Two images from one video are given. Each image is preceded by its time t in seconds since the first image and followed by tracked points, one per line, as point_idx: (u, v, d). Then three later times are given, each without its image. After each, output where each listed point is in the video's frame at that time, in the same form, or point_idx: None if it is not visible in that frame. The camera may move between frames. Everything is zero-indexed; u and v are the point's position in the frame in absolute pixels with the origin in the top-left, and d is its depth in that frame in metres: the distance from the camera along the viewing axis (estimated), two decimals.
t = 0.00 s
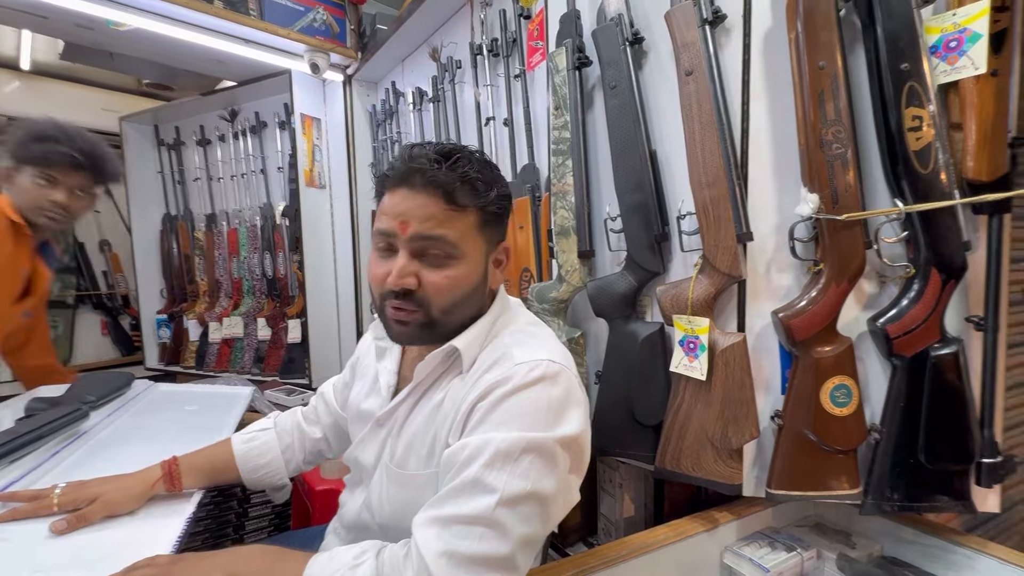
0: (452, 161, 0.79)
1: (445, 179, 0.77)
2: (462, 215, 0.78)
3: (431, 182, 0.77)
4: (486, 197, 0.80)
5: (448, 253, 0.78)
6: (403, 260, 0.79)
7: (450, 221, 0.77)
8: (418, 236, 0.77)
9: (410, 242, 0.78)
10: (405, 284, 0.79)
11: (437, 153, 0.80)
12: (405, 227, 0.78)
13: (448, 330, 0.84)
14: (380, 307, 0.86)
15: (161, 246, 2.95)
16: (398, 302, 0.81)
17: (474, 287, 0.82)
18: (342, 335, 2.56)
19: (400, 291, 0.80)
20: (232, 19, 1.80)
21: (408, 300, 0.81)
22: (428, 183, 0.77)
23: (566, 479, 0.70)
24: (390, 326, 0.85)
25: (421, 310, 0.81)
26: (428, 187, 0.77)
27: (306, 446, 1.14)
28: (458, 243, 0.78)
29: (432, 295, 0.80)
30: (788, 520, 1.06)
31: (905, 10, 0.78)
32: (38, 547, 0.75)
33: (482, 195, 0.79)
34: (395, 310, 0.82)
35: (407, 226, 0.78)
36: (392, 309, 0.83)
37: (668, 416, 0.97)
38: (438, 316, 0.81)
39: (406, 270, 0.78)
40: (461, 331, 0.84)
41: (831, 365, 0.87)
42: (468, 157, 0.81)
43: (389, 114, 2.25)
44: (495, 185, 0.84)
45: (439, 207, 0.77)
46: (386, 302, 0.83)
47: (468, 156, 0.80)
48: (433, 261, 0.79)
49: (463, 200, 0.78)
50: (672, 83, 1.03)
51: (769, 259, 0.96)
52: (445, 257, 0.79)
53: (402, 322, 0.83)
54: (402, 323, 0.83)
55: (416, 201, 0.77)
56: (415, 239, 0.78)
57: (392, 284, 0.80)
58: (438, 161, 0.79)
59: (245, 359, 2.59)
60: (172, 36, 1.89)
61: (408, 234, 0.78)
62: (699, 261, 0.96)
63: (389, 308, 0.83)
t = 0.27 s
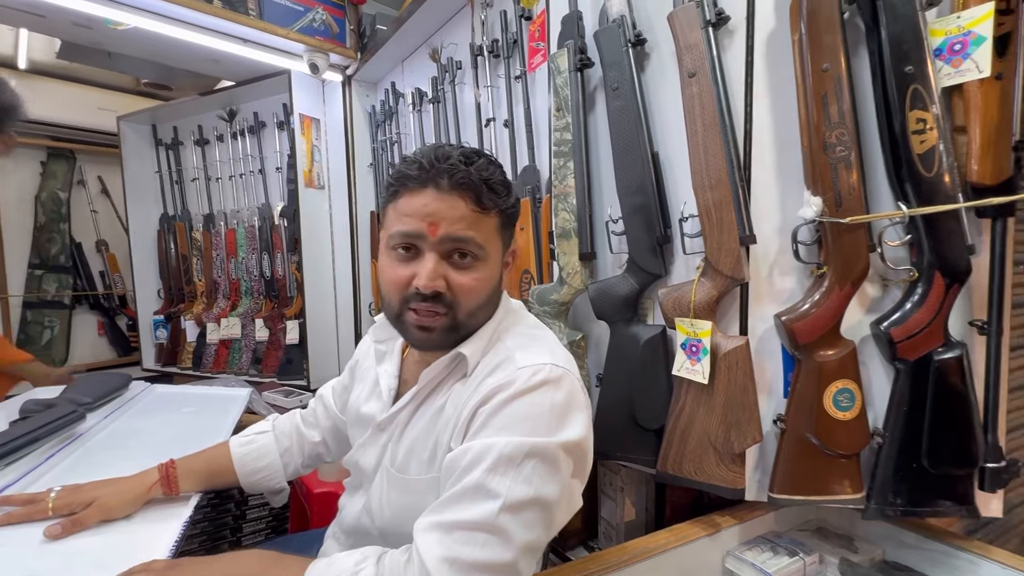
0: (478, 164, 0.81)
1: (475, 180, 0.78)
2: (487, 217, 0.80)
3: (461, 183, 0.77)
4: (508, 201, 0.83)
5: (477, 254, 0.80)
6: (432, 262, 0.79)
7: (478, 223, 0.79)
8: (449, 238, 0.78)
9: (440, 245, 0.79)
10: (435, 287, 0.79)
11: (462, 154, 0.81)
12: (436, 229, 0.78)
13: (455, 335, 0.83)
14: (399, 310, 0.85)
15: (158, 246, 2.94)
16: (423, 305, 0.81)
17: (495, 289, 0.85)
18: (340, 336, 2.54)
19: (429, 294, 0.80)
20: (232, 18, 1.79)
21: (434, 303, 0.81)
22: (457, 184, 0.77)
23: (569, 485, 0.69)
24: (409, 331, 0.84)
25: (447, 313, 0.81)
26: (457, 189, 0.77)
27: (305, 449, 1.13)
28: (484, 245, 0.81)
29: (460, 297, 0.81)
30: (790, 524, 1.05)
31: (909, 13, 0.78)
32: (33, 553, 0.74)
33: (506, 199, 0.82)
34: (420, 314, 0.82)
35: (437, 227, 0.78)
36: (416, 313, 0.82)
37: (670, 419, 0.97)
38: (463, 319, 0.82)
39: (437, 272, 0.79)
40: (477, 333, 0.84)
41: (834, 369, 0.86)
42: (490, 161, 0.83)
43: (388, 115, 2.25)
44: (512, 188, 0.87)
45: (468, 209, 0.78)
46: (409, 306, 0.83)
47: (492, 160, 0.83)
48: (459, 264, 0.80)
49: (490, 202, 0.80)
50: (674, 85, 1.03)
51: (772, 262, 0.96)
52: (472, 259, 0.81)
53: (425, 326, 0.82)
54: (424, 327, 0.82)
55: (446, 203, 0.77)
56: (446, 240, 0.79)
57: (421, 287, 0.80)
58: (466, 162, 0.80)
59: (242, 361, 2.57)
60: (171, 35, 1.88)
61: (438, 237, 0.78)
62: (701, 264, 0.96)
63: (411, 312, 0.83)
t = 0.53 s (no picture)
0: (493, 168, 0.80)
1: (491, 184, 0.78)
2: (502, 222, 0.79)
3: (476, 187, 0.77)
4: (521, 206, 0.83)
5: (491, 261, 0.80)
6: (447, 269, 0.78)
7: (493, 228, 0.78)
8: (464, 244, 0.77)
9: (455, 251, 0.78)
10: (450, 294, 0.78)
11: (477, 157, 0.80)
12: (451, 235, 0.77)
13: (467, 342, 0.82)
14: (412, 317, 0.83)
15: (163, 247, 2.94)
16: (438, 312, 0.80)
17: (509, 295, 0.84)
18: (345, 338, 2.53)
19: (444, 301, 0.79)
20: (238, 20, 1.79)
21: (449, 310, 0.80)
22: (473, 189, 0.77)
23: (581, 492, 0.68)
24: (422, 338, 0.83)
25: (462, 320, 0.80)
26: (473, 193, 0.77)
27: (310, 454, 1.12)
28: (499, 250, 0.80)
29: (474, 304, 0.80)
30: (803, 533, 1.03)
31: (928, 13, 0.77)
32: (37, 558, 0.73)
33: (520, 204, 0.82)
34: (433, 321, 0.81)
35: (452, 233, 0.77)
36: (429, 320, 0.81)
37: (681, 426, 0.95)
38: (477, 326, 0.81)
39: (452, 279, 0.78)
40: (489, 340, 0.83)
41: (850, 375, 0.85)
42: (504, 166, 0.82)
43: (394, 117, 2.24)
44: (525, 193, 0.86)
45: (483, 214, 0.77)
46: (422, 313, 0.81)
47: (506, 164, 0.82)
48: (473, 269, 0.80)
49: (504, 207, 0.79)
50: (686, 86, 1.02)
51: (786, 266, 0.95)
52: (486, 265, 0.80)
53: (439, 333, 0.81)
54: (438, 334, 0.81)
55: (461, 208, 0.76)
56: (461, 247, 0.78)
57: (436, 293, 0.79)
58: (481, 166, 0.79)
59: (246, 363, 2.56)
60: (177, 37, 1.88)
61: (453, 243, 0.77)
62: (714, 268, 0.94)
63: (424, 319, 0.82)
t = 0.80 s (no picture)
0: (496, 172, 0.79)
1: (493, 190, 0.77)
2: (506, 227, 0.79)
3: (479, 193, 0.76)
4: (526, 209, 0.82)
5: (495, 267, 0.79)
6: (451, 277, 0.77)
7: (497, 234, 0.78)
8: (468, 251, 0.77)
9: (458, 258, 0.77)
10: (456, 301, 0.78)
11: (479, 162, 0.80)
12: (455, 243, 0.76)
13: (473, 345, 0.81)
14: (416, 324, 0.83)
15: (164, 247, 2.93)
16: (443, 319, 0.79)
17: (514, 300, 0.84)
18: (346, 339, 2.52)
19: (449, 308, 0.78)
20: (239, 20, 1.78)
21: (454, 317, 0.79)
22: (475, 195, 0.76)
23: (588, 497, 0.67)
24: (427, 345, 0.83)
25: (467, 326, 0.80)
26: (475, 199, 0.76)
27: (313, 456, 1.12)
28: (503, 255, 0.79)
29: (479, 310, 0.79)
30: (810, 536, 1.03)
31: (938, 14, 0.76)
32: (38, 562, 0.72)
33: (523, 207, 0.81)
34: (438, 328, 0.80)
35: (456, 241, 0.76)
36: (434, 327, 0.81)
37: (687, 429, 0.95)
38: (483, 332, 0.81)
39: (456, 287, 0.78)
40: (495, 345, 0.83)
41: (858, 379, 0.84)
42: (507, 169, 0.82)
43: (396, 117, 2.24)
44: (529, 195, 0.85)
45: (486, 220, 0.76)
46: (427, 320, 0.81)
47: (509, 167, 0.81)
48: (478, 276, 0.79)
49: (508, 211, 0.79)
50: (692, 88, 1.02)
51: (793, 268, 0.94)
52: (491, 270, 0.79)
53: (444, 341, 0.81)
54: (443, 341, 0.81)
55: (463, 215, 0.76)
56: (465, 254, 0.77)
57: (440, 302, 0.78)
58: (484, 171, 0.79)
59: (247, 363, 2.56)
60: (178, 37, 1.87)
61: (457, 250, 0.77)
62: (720, 270, 0.94)
63: (429, 326, 0.81)
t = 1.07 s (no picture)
0: (504, 170, 0.79)
1: (502, 188, 0.76)
2: (513, 225, 0.78)
3: (488, 191, 0.76)
4: (533, 208, 0.82)
5: (503, 265, 0.79)
6: (459, 275, 0.77)
7: (505, 232, 0.77)
8: (476, 249, 0.76)
9: (466, 256, 0.77)
10: (463, 299, 0.78)
11: (488, 159, 0.79)
12: (462, 240, 0.76)
13: (479, 345, 0.81)
14: (423, 322, 0.83)
15: (165, 246, 2.93)
16: (450, 317, 0.79)
17: (521, 299, 0.83)
18: (348, 338, 2.52)
19: (456, 306, 0.78)
20: (242, 18, 1.78)
21: (461, 315, 0.79)
22: (484, 193, 0.76)
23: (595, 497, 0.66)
24: (434, 343, 0.83)
25: (474, 325, 0.80)
26: (484, 197, 0.76)
27: (317, 455, 1.12)
28: (511, 254, 0.79)
29: (486, 308, 0.79)
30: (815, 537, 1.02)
31: (947, 13, 0.76)
32: (41, 561, 0.72)
33: (531, 206, 0.81)
34: (445, 326, 0.80)
35: (464, 238, 0.76)
36: (441, 325, 0.81)
37: (693, 429, 0.94)
38: (490, 331, 0.80)
39: (464, 285, 0.77)
40: (501, 345, 0.82)
41: (865, 379, 0.83)
42: (516, 167, 0.81)
43: (399, 116, 2.23)
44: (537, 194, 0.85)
45: (494, 218, 0.76)
46: (434, 317, 0.81)
47: (517, 166, 0.81)
48: (485, 274, 0.79)
49: (516, 210, 0.78)
50: (699, 86, 1.01)
51: (800, 268, 0.94)
52: (499, 269, 0.79)
53: (451, 339, 0.80)
54: (450, 339, 0.80)
55: (472, 212, 0.76)
56: (472, 252, 0.77)
57: (448, 300, 0.78)
58: (492, 169, 0.78)
59: (249, 362, 2.55)
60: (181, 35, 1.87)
61: (464, 248, 0.76)
62: (726, 270, 0.94)
63: (436, 324, 0.81)
